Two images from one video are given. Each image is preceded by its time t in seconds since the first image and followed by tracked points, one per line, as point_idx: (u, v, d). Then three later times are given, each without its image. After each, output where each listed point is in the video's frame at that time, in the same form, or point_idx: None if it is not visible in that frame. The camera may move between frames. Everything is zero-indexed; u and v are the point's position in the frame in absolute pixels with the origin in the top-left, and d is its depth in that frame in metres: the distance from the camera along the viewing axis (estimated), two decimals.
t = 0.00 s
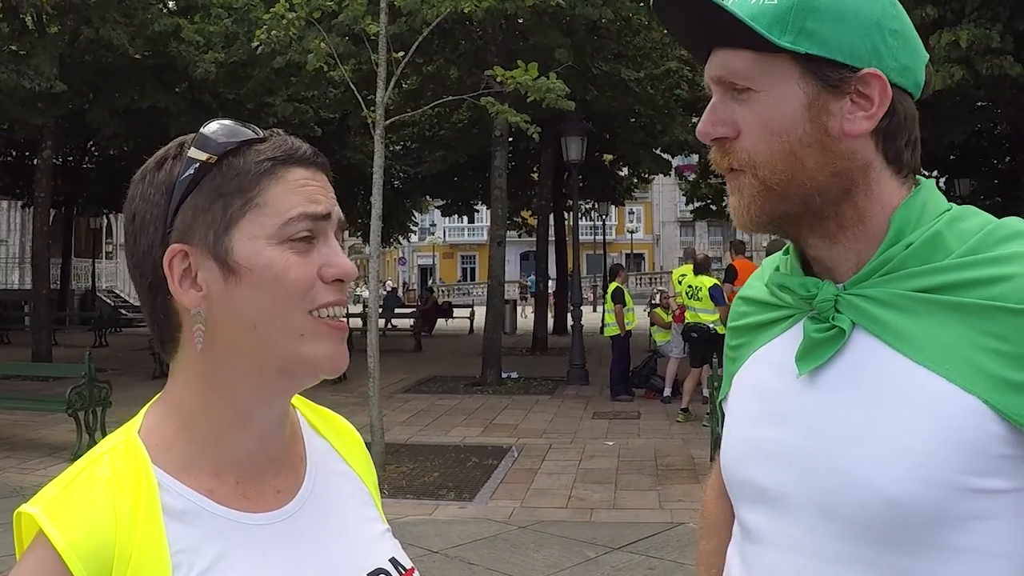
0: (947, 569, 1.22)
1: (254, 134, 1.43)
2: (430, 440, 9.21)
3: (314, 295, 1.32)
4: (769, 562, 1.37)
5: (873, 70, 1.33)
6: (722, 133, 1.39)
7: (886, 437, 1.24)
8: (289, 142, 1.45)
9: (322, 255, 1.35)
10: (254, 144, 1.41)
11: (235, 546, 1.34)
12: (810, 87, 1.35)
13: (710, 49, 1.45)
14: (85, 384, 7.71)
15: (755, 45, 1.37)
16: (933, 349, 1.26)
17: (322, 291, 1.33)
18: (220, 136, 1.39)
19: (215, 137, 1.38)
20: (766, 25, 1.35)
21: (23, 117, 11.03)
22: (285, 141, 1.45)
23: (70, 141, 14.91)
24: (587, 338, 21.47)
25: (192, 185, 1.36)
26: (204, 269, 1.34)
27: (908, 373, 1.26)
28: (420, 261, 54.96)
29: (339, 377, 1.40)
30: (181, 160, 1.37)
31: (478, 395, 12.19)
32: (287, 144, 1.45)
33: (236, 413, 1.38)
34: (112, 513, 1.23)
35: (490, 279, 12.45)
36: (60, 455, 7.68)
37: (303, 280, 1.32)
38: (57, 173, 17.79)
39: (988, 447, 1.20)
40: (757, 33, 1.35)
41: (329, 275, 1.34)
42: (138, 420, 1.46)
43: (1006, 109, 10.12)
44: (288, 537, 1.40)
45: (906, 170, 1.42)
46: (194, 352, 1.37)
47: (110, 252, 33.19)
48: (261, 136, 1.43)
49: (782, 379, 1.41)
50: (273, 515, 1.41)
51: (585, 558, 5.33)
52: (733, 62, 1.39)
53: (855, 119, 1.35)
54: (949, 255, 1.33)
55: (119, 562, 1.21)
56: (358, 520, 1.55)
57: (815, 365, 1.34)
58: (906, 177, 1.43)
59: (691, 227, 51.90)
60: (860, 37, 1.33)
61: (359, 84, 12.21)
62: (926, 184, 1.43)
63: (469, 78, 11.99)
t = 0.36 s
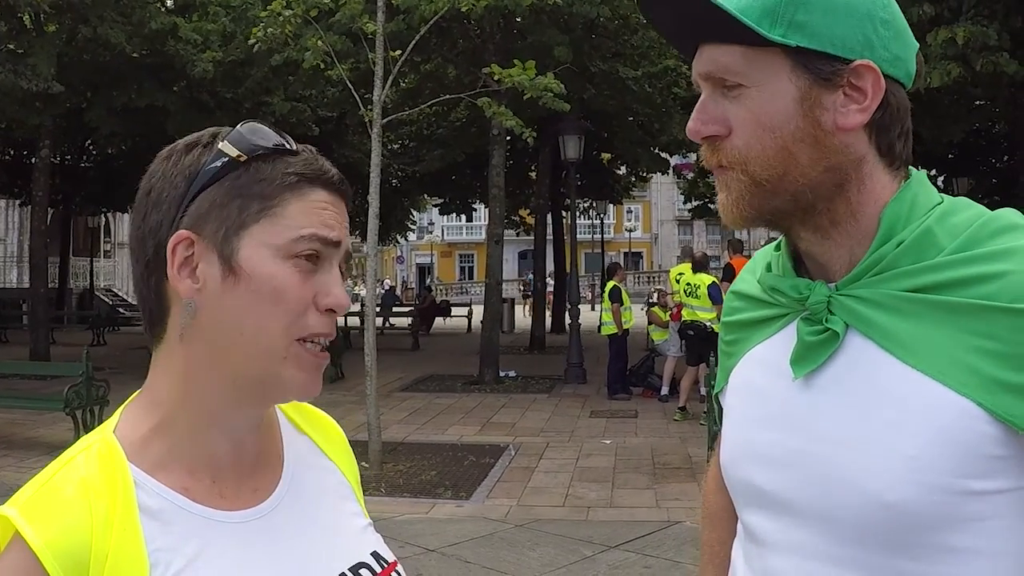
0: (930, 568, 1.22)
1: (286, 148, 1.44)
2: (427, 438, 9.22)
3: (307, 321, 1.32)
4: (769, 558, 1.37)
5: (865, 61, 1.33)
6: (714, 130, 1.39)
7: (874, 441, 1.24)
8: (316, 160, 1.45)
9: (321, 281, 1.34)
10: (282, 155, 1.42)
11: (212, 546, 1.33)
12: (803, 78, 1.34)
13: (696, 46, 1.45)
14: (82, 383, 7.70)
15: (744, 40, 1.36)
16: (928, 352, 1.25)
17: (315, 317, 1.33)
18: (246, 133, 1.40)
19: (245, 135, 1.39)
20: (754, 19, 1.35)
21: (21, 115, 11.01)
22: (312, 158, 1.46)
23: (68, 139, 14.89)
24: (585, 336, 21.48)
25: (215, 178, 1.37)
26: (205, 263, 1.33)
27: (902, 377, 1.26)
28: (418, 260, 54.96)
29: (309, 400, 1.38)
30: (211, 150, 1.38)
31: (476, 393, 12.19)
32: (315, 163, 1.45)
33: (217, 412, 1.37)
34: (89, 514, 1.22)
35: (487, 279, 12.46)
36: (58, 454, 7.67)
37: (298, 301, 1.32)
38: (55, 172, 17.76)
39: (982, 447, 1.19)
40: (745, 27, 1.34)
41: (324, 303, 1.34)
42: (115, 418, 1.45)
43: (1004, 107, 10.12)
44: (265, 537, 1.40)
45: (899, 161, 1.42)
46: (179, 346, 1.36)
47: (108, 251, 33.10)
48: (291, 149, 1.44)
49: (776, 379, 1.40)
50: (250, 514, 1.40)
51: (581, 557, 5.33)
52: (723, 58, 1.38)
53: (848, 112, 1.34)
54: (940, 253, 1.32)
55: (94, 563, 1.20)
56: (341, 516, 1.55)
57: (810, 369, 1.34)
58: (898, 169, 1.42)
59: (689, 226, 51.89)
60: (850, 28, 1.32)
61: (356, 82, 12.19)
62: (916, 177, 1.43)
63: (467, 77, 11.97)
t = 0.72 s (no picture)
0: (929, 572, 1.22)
1: (268, 138, 1.44)
2: (424, 437, 9.21)
3: (311, 294, 1.32)
4: (769, 559, 1.37)
5: (850, 64, 1.33)
6: (700, 140, 1.38)
7: (874, 441, 1.24)
8: (298, 144, 1.45)
9: (324, 255, 1.34)
10: (266, 142, 1.42)
11: (216, 542, 1.33)
12: (789, 86, 1.34)
13: (680, 55, 1.44)
14: (79, 382, 7.69)
15: (727, 50, 1.36)
16: (922, 350, 1.25)
17: (319, 290, 1.33)
18: (228, 129, 1.40)
19: (228, 129, 1.40)
20: (737, 27, 1.34)
21: (18, 114, 10.98)
22: (295, 143, 1.46)
23: (65, 138, 14.87)
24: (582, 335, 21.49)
25: (206, 171, 1.36)
26: (207, 252, 1.32)
27: (897, 377, 1.25)
28: (415, 258, 54.96)
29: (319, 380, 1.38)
30: (195, 149, 1.39)
31: (472, 392, 12.19)
32: (297, 147, 1.45)
33: (220, 407, 1.37)
34: (96, 506, 1.22)
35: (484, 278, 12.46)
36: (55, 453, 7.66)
37: (301, 276, 1.31)
38: (53, 171, 17.74)
39: (977, 452, 1.19)
40: (728, 37, 1.34)
41: (328, 276, 1.33)
42: (118, 414, 1.44)
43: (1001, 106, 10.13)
44: (267, 536, 1.39)
45: (888, 160, 1.42)
46: (183, 342, 1.36)
47: (105, 250, 33.03)
48: (273, 138, 1.44)
49: (773, 380, 1.41)
50: (254, 513, 1.40)
51: (577, 556, 5.33)
52: (706, 69, 1.38)
53: (836, 117, 1.35)
54: (931, 253, 1.32)
55: (103, 555, 1.20)
56: (339, 519, 1.55)
57: (804, 370, 1.34)
58: (887, 169, 1.42)
59: (687, 225, 51.92)
60: (832, 31, 1.33)
61: (353, 80, 12.17)
62: (908, 175, 1.43)
63: (463, 76, 11.96)
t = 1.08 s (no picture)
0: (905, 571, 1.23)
1: (275, 148, 1.45)
2: (419, 439, 9.22)
3: (311, 304, 1.34)
4: (744, 560, 1.39)
5: (824, 64, 1.34)
6: (676, 145, 1.40)
7: (861, 438, 1.25)
8: (303, 155, 1.46)
9: (323, 266, 1.36)
10: (272, 154, 1.43)
11: (219, 534, 1.34)
12: (764, 87, 1.36)
13: (655, 61, 1.45)
14: (73, 383, 7.68)
15: (699, 55, 1.37)
16: (900, 350, 1.27)
17: (319, 301, 1.34)
18: (238, 140, 1.41)
19: (235, 140, 1.40)
20: (708, 32, 1.36)
21: (13, 115, 10.96)
22: (299, 155, 1.47)
23: (60, 139, 14.86)
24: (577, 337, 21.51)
25: (211, 181, 1.37)
26: (210, 262, 1.33)
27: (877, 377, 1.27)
28: (411, 260, 54.97)
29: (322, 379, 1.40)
30: (204, 157, 1.40)
31: (467, 394, 12.20)
32: (302, 159, 1.46)
33: (223, 404, 1.38)
34: (107, 492, 1.22)
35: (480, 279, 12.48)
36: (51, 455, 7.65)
37: (302, 286, 1.33)
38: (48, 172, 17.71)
39: (954, 452, 1.20)
40: (700, 43, 1.36)
41: (325, 288, 1.35)
42: (121, 407, 1.45)
43: (996, 108, 10.17)
44: (265, 530, 1.40)
45: (867, 161, 1.43)
46: (187, 341, 1.36)
47: (101, 250, 32.98)
48: (279, 149, 1.45)
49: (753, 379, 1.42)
50: (254, 505, 1.41)
51: (570, 557, 5.34)
52: (680, 73, 1.40)
53: (812, 117, 1.36)
54: (910, 252, 1.33)
55: (109, 541, 1.20)
56: (330, 516, 1.56)
57: (780, 368, 1.36)
58: (866, 169, 1.44)
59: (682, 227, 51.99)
60: (806, 32, 1.34)
61: (349, 81, 12.17)
62: (887, 175, 1.44)
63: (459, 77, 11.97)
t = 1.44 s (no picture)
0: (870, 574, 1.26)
1: (229, 144, 1.47)
2: (418, 441, 9.25)
3: (285, 298, 1.38)
4: (716, 563, 1.42)
5: (785, 66, 1.37)
6: (639, 150, 1.45)
7: (823, 441, 1.28)
8: (262, 151, 1.49)
9: (291, 258, 1.40)
10: (228, 153, 1.45)
11: (197, 533, 1.37)
12: (723, 91, 1.39)
13: (619, 66, 1.49)
14: (73, 385, 7.71)
15: (660, 60, 1.41)
16: (863, 352, 1.30)
17: (291, 294, 1.39)
18: (193, 143, 1.43)
19: (190, 143, 1.42)
20: (667, 38, 1.40)
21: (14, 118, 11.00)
22: (257, 150, 1.49)
23: (61, 142, 14.92)
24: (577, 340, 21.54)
25: (169, 189, 1.40)
26: (179, 269, 1.37)
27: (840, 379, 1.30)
28: (412, 262, 55.03)
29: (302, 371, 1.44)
30: (159, 164, 1.41)
31: (467, 396, 12.23)
32: (259, 154, 1.48)
33: (199, 406, 1.41)
34: (82, 494, 1.25)
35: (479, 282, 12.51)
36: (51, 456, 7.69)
37: (273, 283, 1.37)
38: (50, 174, 17.76)
39: (921, 454, 1.23)
40: (658, 49, 1.40)
41: (295, 280, 1.39)
42: (105, 409, 1.49)
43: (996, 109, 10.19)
44: (242, 529, 1.43)
45: (834, 162, 1.47)
46: (163, 347, 1.40)
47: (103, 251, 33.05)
48: (234, 146, 1.47)
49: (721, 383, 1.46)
50: (232, 503, 1.44)
51: (567, 559, 5.37)
52: (642, 79, 1.44)
53: (773, 119, 1.39)
54: (878, 251, 1.37)
55: (86, 540, 1.23)
56: (313, 514, 1.59)
57: (749, 371, 1.39)
58: (835, 171, 1.48)
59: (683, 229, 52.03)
60: (765, 33, 1.37)
61: (349, 84, 12.21)
62: (856, 174, 1.48)
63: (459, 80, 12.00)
